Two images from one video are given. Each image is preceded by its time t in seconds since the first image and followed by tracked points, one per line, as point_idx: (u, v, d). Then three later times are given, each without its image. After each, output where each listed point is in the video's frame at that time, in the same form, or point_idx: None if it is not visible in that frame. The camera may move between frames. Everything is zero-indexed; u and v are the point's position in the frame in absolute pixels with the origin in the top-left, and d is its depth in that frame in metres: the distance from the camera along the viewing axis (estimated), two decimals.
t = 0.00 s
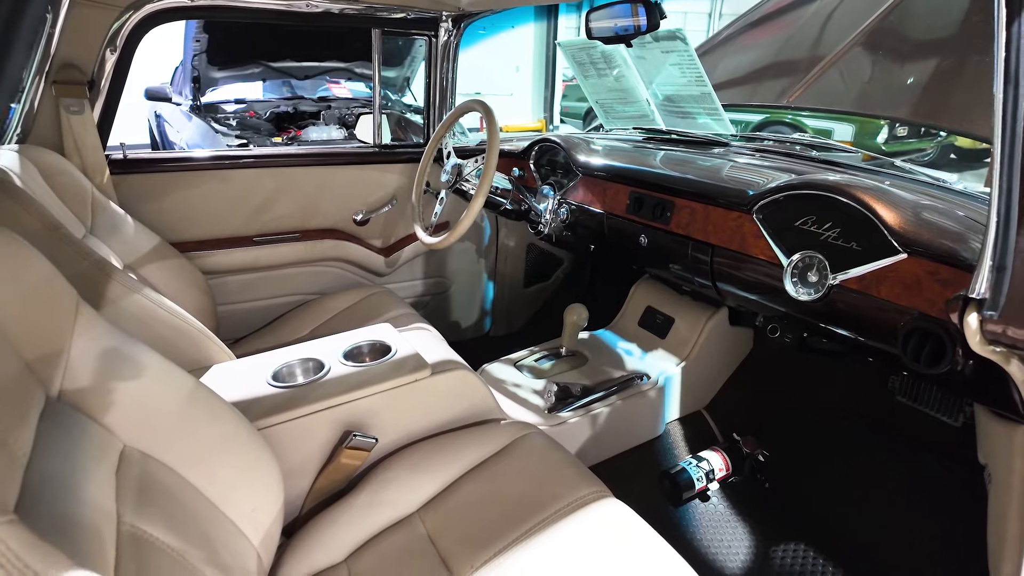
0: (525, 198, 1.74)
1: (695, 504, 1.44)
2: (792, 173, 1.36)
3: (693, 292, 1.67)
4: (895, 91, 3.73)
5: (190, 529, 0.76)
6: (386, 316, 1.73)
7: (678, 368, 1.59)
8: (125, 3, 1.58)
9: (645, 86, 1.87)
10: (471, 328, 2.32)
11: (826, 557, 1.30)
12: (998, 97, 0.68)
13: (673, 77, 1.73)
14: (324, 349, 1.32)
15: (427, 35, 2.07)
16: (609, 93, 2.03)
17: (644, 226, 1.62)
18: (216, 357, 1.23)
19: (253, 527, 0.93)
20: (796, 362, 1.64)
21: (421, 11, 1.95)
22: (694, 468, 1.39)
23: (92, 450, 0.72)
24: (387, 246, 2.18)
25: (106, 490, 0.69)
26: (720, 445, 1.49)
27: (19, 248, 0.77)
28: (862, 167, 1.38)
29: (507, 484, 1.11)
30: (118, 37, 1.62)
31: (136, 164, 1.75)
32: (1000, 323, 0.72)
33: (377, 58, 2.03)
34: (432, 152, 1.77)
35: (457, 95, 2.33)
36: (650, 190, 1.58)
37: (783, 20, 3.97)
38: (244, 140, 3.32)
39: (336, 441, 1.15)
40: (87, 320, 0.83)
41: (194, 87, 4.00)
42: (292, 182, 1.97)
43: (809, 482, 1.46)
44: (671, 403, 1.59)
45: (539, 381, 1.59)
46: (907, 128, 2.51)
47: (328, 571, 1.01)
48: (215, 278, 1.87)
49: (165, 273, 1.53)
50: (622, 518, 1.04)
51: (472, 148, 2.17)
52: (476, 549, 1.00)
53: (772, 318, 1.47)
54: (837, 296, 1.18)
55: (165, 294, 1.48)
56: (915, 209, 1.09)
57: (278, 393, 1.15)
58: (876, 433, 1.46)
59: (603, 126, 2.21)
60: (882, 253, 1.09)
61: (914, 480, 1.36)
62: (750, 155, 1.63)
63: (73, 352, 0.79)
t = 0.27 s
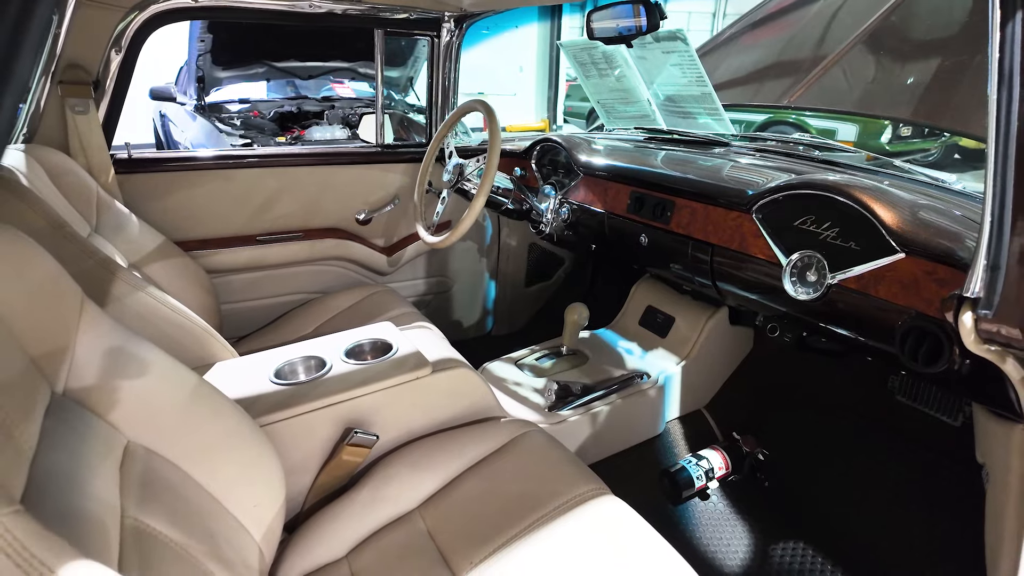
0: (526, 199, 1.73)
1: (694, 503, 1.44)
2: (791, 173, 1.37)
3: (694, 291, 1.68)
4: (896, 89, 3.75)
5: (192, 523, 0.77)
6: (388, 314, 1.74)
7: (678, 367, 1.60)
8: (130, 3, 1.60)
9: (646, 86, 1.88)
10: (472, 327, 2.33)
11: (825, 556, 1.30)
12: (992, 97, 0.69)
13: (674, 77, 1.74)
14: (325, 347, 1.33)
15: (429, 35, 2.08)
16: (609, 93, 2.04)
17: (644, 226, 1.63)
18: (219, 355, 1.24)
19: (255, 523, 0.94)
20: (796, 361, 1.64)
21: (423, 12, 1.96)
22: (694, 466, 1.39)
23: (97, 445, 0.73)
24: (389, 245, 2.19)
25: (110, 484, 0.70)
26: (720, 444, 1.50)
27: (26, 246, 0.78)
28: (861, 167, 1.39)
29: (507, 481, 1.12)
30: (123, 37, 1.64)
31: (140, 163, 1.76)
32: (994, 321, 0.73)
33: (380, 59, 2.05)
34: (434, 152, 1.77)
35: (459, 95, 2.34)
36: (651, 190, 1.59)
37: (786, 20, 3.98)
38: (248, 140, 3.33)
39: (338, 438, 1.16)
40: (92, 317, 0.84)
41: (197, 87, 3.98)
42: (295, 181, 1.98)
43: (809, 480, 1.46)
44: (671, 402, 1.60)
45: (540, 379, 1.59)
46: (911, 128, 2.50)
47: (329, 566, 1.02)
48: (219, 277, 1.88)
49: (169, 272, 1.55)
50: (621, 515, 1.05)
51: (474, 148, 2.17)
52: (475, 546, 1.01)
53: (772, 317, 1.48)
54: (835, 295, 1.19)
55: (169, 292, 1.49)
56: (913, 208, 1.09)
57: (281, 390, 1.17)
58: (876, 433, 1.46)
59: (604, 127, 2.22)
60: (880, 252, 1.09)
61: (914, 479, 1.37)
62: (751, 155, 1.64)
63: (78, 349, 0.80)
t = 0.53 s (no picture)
0: (527, 198, 1.74)
1: (694, 502, 1.45)
2: (791, 173, 1.37)
3: (695, 291, 1.68)
4: (899, 90, 3.74)
5: (195, 518, 0.78)
6: (390, 313, 1.75)
7: (679, 366, 1.60)
8: (135, 5, 1.61)
9: (648, 87, 1.89)
10: (474, 326, 2.34)
11: (824, 555, 1.31)
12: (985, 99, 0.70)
13: (675, 77, 1.74)
14: (328, 345, 1.35)
15: (432, 35, 2.09)
16: (612, 93, 2.04)
17: (645, 225, 1.63)
18: (222, 353, 1.25)
19: (257, 518, 0.95)
20: (796, 361, 1.65)
21: (426, 12, 1.97)
22: (694, 465, 1.40)
23: (102, 440, 0.74)
24: (391, 244, 2.20)
25: (115, 478, 0.71)
26: (720, 443, 1.51)
27: (33, 244, 0.79)
28: (862, 167, 1.39)
29: (508, 479, 1.13)
30: (128, 38, 1.65)
31: (145, 163, 1.78)
32: (988, 321, 0.73)
33: (383, 59, 2.06)
34: (436, 152, 1.78)
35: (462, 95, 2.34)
36: (652, 190, 1.60)
37: (789, 20, 3.94)
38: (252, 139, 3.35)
39: (339, 435, 1.17)
40: (97, 315, 0.86)
41: (202, 87, 4.03)
42: (298, 181, 1.99)
43: (808, 480, 1.47)
44: (671, 401, 1.61)
45: (541, 378, 1.60)
46: (916, 130, 2.50)
47: (330, 563, 1.03)
48: (223, 276, 1.90)
49: (173, 271, 1.56)
50: (619, 512, 1.05)
51: (476, 147, 2.18)
52: (475, 543, 1.02)
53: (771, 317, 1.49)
54: (834, 295, 1.19)
55: (173, 291, 1.50)
56: (911, 208, 1.10)
57: (283, 388, 1.18)
58: (876, 433, 1.47)
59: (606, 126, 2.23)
60: (878, 252, 1.10)
61: (913, 478, 1.37)
62: (751, 155, 1.64)
63: (84, 346, 0.81)
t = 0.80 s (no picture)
0: (528, 198, 1.75)
1: (694, 500, 1.45)
2: (791, 173, 1.38)
3: (695, 291, 1.69)
4: (899, 91, 3.75)
5: (198, 513, 0.79)
6: (392, 312, 1.76)
7: (679, 366, 1.61)
8: (140, 6, 1.62)
9: (648, 87, 1.90)
10: (476, 325, 2.35)
11: (823, 553, 1.31)
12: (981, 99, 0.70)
13: (676, 78, 1.75)
14: (330, 344, 1.36)
15: (434, 36, 2.10)
16: (612, 94, 2.05)
17: (646, 225, 1.64)
18: (225, 352, 1.27)
19: (259, 515, 0.96)
20: (796, 360, 1.65)
21: (428, 13, 1.98)
22: (694, 464, 1.41)
23: (107, 436, 0.75)
24: (394, 244, 2.21)
25: (120, 473, 0.72)
26: (720, 442, 1.52)
27: (39, 243, 0.80)
28: (861, 168, 1.39)
29: (507, 477, 1.14)
30: (133, 38, 1.67)
31: (150, 163, 1.79)
32: (983, 320, 0.74)
33: (386, 59, 2.05)
34: (437, 152, 1.79)
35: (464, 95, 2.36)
36: (652, 190, 1.61)
37: (792, 20, 3.95)
38: (255, 139, 3.37)
39: (341, 433, 1.18)
40: (102, 313, 0.87)
41: (206, 87, 4.07)
42: (301, 181, 2.01)
43: (808, 479, 1.47)
44: (672, 400, 1.62)
45: (541, 377, 1.61)
46: (919, 130, 2.51)
47: (331, 559, 1.05)
48: (226, 275, 1.91)
49: (177, 270, 1.57)
50: (618, 510, 1.06)
51: (478, 148, 2.19)
52: (475, 540, 1.03)
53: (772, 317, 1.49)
54: (832, 295, 1.20)
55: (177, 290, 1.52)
56: (909, 208, 1.10)
57: (286, 386, 1.19)
58: (875, 432, 1.47)
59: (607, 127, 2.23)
60: (876, 252, 1.11)
61: (912, 478, 1.37)
62: (751, 155, 1.65)
63: (89, 344, 0.82)
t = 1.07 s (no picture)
0: (530, 198, 1.78)
1: (694, 498, 1.46)
2: (790, 173, 1.39)
3: (696, 289, 1.70)
4: (900, 90, 3.76)
5: (201, 507, 0.81)
6: (394, 311, 1.77)
7: (680, 365, 1.61)
8: (144, 7, 1.64)
9: (649, 87, 1.91)
10: (478, 324, 2.36)
11: (823, 552, 1.32)
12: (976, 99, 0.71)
13: (676, 78, 1.77)
14: (332, 342, 1.37)
15: (437, 36, 2.11)
16: (614, 94, 2.06)
17: (647, 225, 1.64)
18: (229, 349, 1.28)
19: (261, 510, 0.97)
20: (796, 359, 1.66)
21: (431, 13, 1.99)
22: (694, 462, 1.42)
23: (112, 431, 0.76)
24: (396, 243, 2.22)
25: (124, 467, 0.73)
26: (720, 440, 1.53)
27: (45, 241, 0.81)
28: (861, 167, 1.40)
29: (507, 473, 1.15)
30: (138, 39, 1.68)
31: (154, 163, 1.81)
32: (978, 318, 0.75)
33: (388, 58, 2.05)
34: (440, 151, 1.80)
35: (466, 95, 2.37)
36: (653, 189, 1.61)
37: (794, 19, 3.95)
38: (259, 139, 3.38)
39: (342, 430, 1.19)
40: (107, 309, 0.88)
41: (210, 86, 4.06)
42: (304, 180, 2.02)
43: (808, 477, 1.48)
44: (672, 399, 1.62)
45: (542, 375, 1.62)
46: (922, 130, 2.54)
47: (332, 555, 1.06)
48: (230, 274, 1.93)
49: (181, 268, 1.59)
50: (617, 506, 1.07)
51: (480, 147, 2.20)
52: (475, 536, 1.04)
53: (773, 316, 1.46)
54: (831, 293, 1.21)
55: (181, 287, 1.53)
56: (908, 207, 1.11)
57: (288, 382, 1.20)
58: (874, 430, 1.48)
59: (608, 127, 2.24)
60: (875, 251, 1.11)
61: (912, 477, 1.38)
62: (752, 155, 1.66)
63: (94, 340, 0.84)
